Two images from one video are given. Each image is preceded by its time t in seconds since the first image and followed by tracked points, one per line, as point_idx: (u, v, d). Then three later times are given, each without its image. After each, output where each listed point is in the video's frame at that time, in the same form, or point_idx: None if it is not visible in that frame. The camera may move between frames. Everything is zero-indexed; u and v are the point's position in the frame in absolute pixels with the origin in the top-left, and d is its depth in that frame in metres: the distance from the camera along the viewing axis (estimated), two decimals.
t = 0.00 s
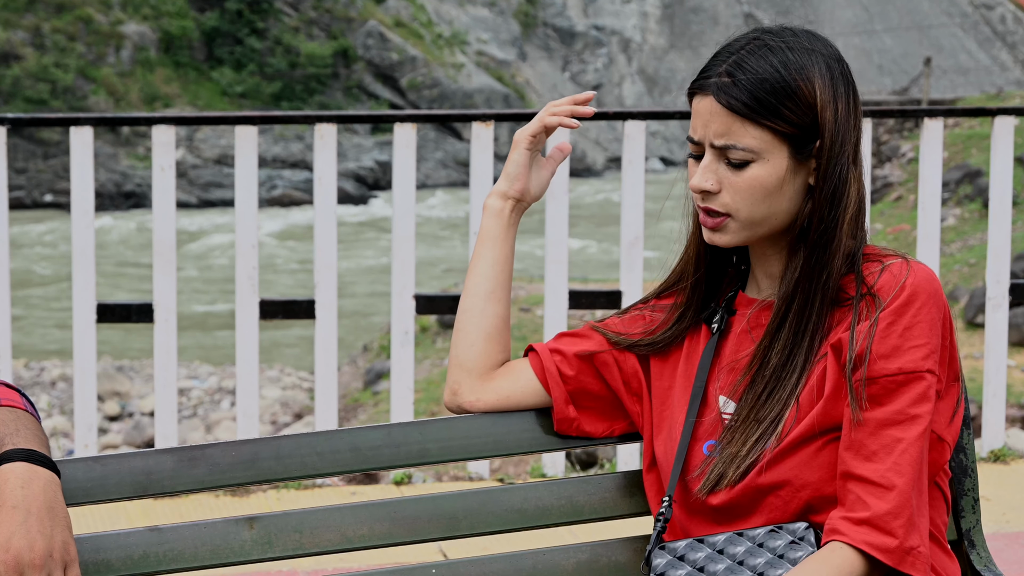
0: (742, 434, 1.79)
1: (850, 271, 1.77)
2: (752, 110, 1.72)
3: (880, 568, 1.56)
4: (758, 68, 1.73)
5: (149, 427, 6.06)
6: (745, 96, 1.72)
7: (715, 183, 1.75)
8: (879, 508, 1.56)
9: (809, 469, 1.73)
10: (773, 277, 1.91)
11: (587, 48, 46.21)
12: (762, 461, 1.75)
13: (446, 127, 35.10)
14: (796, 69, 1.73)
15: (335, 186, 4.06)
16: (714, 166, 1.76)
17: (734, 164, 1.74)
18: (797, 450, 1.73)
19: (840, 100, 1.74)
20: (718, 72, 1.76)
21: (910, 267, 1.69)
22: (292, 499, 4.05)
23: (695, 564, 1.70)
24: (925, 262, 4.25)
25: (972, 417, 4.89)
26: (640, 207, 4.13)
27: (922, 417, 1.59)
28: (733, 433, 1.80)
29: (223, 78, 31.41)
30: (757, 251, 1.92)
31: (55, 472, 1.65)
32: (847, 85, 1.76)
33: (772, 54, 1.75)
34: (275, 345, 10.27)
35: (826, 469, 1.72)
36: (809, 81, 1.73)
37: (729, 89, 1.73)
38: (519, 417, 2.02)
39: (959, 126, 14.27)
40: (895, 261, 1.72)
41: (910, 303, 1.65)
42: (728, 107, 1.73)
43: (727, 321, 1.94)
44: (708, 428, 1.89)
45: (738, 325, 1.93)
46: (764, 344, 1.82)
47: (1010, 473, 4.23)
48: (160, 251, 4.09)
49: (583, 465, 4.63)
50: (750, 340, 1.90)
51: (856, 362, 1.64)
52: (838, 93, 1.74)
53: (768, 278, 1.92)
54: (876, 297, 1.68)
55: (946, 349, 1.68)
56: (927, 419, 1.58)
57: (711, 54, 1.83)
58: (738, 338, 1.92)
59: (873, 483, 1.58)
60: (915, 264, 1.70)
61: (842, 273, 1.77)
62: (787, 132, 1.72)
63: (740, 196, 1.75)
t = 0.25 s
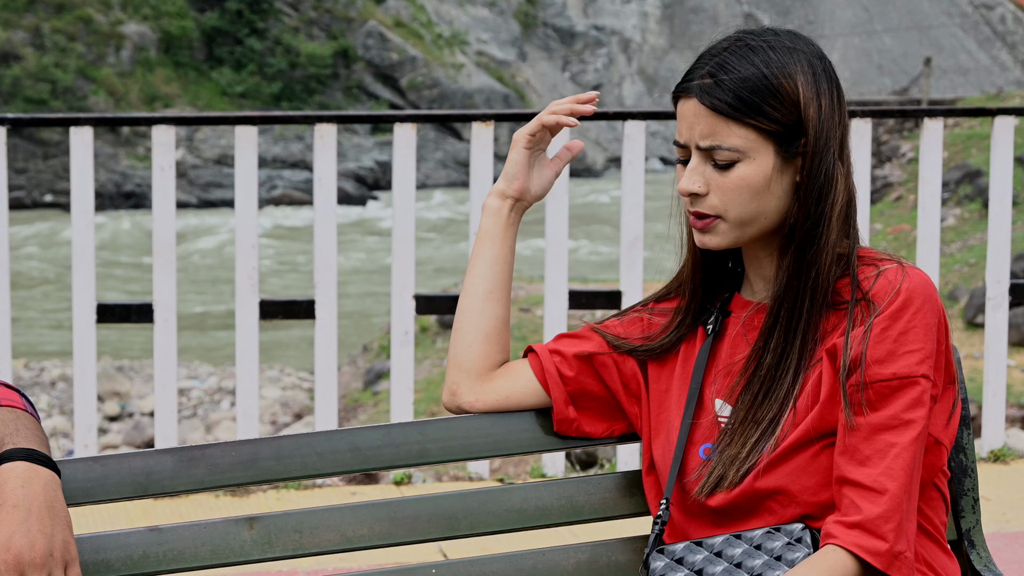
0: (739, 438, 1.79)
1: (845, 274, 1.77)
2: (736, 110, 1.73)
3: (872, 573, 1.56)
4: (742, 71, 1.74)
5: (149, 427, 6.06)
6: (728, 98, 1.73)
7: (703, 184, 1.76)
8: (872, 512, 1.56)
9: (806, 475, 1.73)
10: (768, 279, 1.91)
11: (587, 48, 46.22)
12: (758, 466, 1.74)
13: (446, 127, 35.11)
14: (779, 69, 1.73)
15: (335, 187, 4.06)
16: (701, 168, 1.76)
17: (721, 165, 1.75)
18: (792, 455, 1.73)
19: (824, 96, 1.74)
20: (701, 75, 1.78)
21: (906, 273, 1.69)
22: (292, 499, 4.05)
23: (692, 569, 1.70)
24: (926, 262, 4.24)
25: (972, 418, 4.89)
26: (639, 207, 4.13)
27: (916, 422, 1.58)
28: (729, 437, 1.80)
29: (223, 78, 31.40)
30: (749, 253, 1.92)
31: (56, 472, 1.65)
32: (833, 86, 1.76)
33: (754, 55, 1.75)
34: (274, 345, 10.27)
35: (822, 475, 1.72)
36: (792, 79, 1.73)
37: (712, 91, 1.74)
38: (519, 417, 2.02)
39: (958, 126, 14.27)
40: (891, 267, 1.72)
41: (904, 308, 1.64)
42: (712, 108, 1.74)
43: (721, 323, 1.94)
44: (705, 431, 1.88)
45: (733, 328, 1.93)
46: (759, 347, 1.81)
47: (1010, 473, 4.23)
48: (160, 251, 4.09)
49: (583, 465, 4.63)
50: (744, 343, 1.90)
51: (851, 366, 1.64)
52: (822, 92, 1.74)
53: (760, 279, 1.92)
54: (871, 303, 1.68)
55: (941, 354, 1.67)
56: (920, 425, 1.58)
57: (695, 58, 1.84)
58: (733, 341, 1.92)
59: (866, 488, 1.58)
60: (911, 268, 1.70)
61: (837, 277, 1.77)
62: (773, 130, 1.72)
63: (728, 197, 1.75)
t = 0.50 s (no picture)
0: (731, 443, 1.79)
1: (836, 277, 1.76)
2: (714, 103, 1.75)
3: None
4: (722, 68, 1.76)
5: (149, 427, 6.06)
6: (707, 92, 1.75)
7: (679, 176, 1.77)
8: (859, 517, 1.56)
9: (799, 480, 1.72)
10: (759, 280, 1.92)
11: (587, 48, 46.29)
12: (750, 471, 1.74)
13: (446, 127, 35.12)
14: (756, 68, 1.75)
15: (336, 187, 4.06)
16: (679, 160, 1.78)
17: (699, 156, 1.77)
18: (785, 460, 1.73)
19: (802, 90, 1.75)
20: (679, 72, 1.81)
21: (898, 277, 1.68)
22: (291, 499, 4.05)
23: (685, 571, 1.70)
24: (927, 261, 4.24)
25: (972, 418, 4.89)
26: (639, 207, 4.13)
27: (906, 427, 1.58)
28: (721, 441, 1.80)
29: (222, 78, 31.39)
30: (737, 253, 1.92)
31: (56, 471, 1.66)
32: (816, 85, 1.77)
33: (733, 52, 1.77)
34: (274, 345, 10.27)
35: (815, 481, 1.72)
36: (768, 76, 1.74)
37: (691, 84, 1.77)
38: (519, 418, 2.02)
39: (958, 126, 14.27)
40: (881, 271, 1.71)
41: (895, 313, 1.64)
42: (688, 100, 1.77)
43: (713, 326, 1.95)
44: (697, 432, 1.89)
45: (724, 330, 1.94)
46: (749, 350, 1.81)
47: (1009, 473, 4.23)
48: (160, 251, 4.09)
49: (583, 465, 4.63)
50: (735, 345, 1.91)
51: (840, 370, 1.63)
52: (801, 87, 1.75)
53: (747, 280, 1.92)
54: (860, 308, 1.68)
55: (932, 359, 1.66)
56: (910, 430, 1.58)
57: (679, 56, 1.87)
58: (723, 344, 1.92)
59: (855, 493, 1.58)
60: (902, 273, 1.69)
61: (828, 279, 1.76)
62: (750, 123, 1.74)
63: (705, 189, 1.76)
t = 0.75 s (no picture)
0: (726, 443, 1.79)
1: (828, 276, 1.76)
2: (701, 98, 1.75)
3: None
4: (711, 67, 1.76)
5: (149, 427, 6.06)
6: (696, 88, 1.76)
7: (667, 172, 1.77)
8: (852, 516, 1.56)
9: (793, 481, 1.72)
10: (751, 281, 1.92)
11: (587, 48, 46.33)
12: (745, 472, 1.75)
13: (446, 127, 35.12)
14: (744, 64, 1.75)
15: (336, 187, 4.06)
16: (668, 155, 1.78)
17: (686, 152, 1.77)
18: (780, 461, 1.72)
19: (789, 87, 1.75)
20: (667, 69, 1.81)
21: (888, 277, 1.68)
22: (292, 499, 4.05)
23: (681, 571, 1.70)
24: (928, 262, 4.24)
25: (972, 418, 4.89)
26: (639, 207, 4.13)
27: (898, 427, 1.58)
28: (715, 441, 1.81)
29: (223, 78, 31.38)
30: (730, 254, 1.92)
31: (57, 471, 1.66)
32: (804, 83, 1.77)
33: (722, 51, 1.78)
34: (274, 345, 10.27)
35: (809, 482, 1.71)
36: (755, 74, 1.75)
37: (679, 80, 1.78)
38: (518, 419, 2.02)
39: (958, 126, 14.27)
40: (874, 271, 1.71)
41: (886, 313, 1.64)
42: (677, 94, 1.77)
43: (707, 327, 1.95)
44: (692, 434, 1.89)
45: (717, 332, 1.94)
46: (742, 349, 1.81)
47: (1010, 473, 4.23)
48: (159, 252, 4.09)
49: (583, 465, 4.63)
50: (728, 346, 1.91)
51: (831, 371, 1.63)
52: (789, 85, 1.75)
53: (740, 281, 1.92)
54: (853, 307, 1.68)
55: (925, 358, 1.66)
56: (903, 429, 1.57)
57: (670, 55, 1.88)
58: (716, 345, 1.92)
59: (848, 493, 1.58)
60: (894, 273, 1.69)
61: (820, 278, 1.76)
62: (735, 118, 1.74)
63: (691, 183, 1.76)
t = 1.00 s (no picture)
0: (727, 442, 1.79)
1: (828, 275, 1.76)
2: (698, 100, 1.75)
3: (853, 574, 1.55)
4: (707, 68, 1.76)
5: (149, 427, 6.06)
6: (693, 91, 1.75)
7: (666, 175, 1.77)
8: (852, 513, 1.56)
9: (795, 480, 1.71)
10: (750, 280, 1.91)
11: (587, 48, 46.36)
12: (746, 471, 1.74)
13: (446, 127, 35.12)
14: (741, 65, 1.75)
15: (335, 187, 4.06)
16: (666, 158, 1.78)
17: (685, 154, 1.77)
18: (780, 461, 1.72)
19: (784, 87, 1.75)
20: (665, 71, 1.81)
21: (888, 275, 1.68)
22: (292, 499, 4.05)
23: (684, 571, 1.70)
24: (928, 262, 4.24)
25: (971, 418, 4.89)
26: (639, 207, 4.13)
27: (899, 425, 1.57)
28: (715, 441, 1.81)
29: (223, 78, 31.36)
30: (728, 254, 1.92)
31: (57, 472, 1.66)
32: (799, 82, 1.77)
33: (718, 52, 1.77)
34: (275, 345, 10.27)
35: (809, 482, 1.71)
36: (753, 77, 1.74)
37: (675, 83, 1.77)
38: (518, 420, 2.02)
39: (958, 126, 14.28)
40: (873, 269, 1.71)
41: (885, 311, 1.64)
42: (675, 98, 1.77)
43: (705, 328, 1.95)
44: (692, 435, 1.88)
45: (716, 332, 1.94)
46: (740, 349, 1.81)
47: (1010, 473, 4.23)
48: (160, 252, 4.09)
49: (583, 465, 4.62)
50: (726, 346, 1.91)
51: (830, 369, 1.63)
52: (786, 86, 1.75)
53: (737, 281, 1.92)
54: (852, 306, 1.68)
55: (924, 356, 1.66)
56: (903, 426, 1.57)
57: (667, 57, 1.88)
58: (715, 346, 1.92)
59: (849, 489, 1.58)
60: (893, 271, 1.69)
61: (818, 277, 1.76)
62: (733, 119, 1.74)
63: (690, 186, 1.76)
